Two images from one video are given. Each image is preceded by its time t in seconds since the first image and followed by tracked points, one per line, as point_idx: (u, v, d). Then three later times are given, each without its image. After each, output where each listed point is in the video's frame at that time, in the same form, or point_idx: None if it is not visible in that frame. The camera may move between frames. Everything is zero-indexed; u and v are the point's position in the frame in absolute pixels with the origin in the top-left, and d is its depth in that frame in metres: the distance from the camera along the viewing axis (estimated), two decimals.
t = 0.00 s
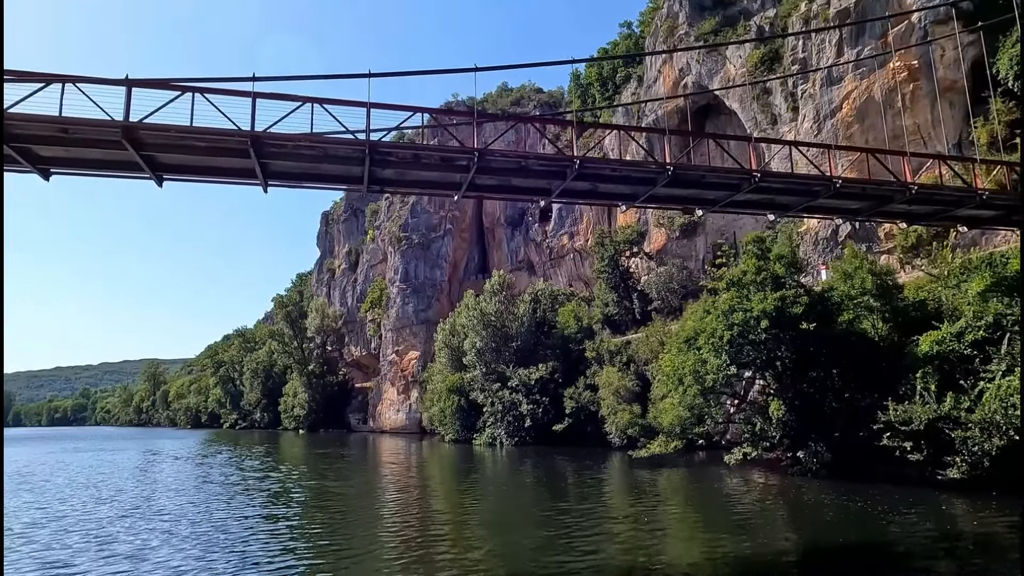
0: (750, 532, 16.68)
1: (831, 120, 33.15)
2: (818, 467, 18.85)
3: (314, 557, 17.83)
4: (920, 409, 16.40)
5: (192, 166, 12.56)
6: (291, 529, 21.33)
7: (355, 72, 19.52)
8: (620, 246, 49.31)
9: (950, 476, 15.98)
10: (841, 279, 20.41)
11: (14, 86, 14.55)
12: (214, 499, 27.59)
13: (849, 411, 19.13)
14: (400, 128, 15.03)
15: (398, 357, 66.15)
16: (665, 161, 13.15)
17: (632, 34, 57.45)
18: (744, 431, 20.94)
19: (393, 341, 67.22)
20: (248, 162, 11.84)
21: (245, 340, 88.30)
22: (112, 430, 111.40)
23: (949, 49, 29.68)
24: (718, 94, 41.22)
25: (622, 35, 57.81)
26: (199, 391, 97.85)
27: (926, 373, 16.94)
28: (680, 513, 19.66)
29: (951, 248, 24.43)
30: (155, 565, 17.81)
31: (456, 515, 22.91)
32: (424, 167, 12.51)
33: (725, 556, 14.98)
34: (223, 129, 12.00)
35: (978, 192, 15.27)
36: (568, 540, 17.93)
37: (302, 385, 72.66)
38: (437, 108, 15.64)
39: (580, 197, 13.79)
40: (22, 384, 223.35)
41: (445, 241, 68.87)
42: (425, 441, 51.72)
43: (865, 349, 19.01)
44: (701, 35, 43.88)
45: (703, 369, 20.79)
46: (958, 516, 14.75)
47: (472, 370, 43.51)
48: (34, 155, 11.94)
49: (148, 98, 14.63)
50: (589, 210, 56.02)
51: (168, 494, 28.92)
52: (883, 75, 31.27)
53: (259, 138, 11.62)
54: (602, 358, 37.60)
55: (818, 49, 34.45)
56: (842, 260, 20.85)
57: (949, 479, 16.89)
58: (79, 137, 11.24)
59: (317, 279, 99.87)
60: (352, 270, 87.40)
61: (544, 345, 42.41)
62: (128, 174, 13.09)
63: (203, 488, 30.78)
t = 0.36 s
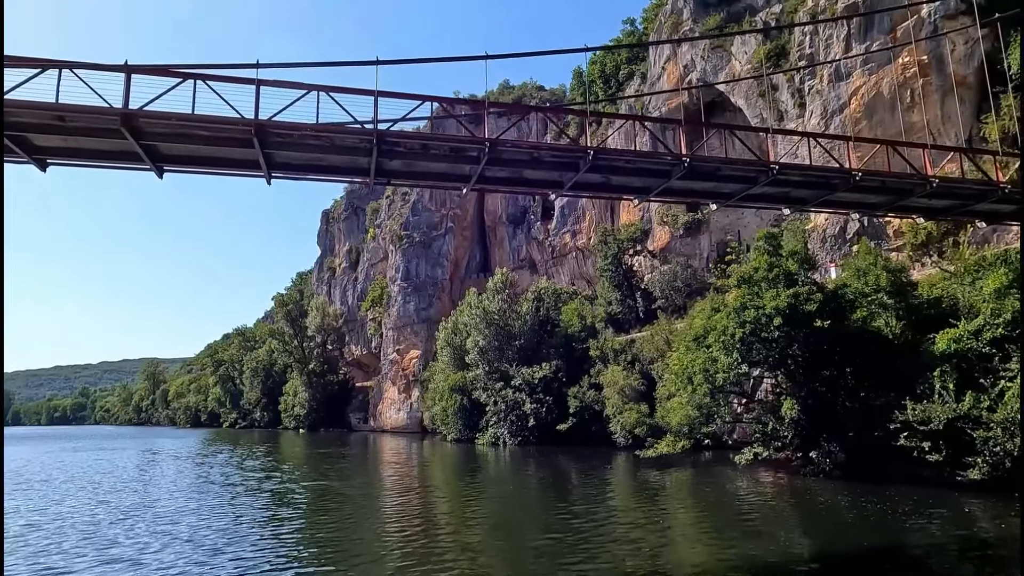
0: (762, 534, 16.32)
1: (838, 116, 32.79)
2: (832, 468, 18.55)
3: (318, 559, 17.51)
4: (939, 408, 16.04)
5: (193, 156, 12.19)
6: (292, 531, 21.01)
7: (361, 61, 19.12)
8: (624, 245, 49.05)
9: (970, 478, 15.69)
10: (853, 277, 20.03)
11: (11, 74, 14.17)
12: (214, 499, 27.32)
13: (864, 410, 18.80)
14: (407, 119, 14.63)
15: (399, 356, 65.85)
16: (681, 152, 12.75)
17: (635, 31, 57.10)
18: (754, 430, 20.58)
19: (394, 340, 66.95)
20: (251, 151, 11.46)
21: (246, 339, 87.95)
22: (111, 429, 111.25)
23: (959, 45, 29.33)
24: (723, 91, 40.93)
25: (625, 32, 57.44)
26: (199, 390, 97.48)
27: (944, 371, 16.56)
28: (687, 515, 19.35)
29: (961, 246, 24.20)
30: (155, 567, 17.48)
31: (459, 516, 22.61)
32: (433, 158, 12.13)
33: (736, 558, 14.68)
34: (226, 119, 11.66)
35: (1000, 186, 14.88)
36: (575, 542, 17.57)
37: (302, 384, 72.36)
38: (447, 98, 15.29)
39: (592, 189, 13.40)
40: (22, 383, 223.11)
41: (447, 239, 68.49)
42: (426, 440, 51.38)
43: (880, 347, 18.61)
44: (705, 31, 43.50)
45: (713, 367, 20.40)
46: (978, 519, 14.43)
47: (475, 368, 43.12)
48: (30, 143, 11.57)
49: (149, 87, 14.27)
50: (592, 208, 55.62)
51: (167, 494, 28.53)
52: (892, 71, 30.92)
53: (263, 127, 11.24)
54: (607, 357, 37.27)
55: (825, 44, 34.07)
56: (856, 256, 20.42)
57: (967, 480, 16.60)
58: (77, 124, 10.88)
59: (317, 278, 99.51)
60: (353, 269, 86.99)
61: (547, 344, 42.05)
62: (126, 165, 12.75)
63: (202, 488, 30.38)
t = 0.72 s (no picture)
0: (778, 537, 15.92)
1: (849, 111, 32.33)
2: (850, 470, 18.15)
3: (323, 561, 17.17)
4: (964, 408, 15.63)
5: (195, 144, 11.76)
6: (294, 531, 20.61)
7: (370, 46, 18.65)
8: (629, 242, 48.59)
9: (997, 480, 15.37)
10: (871, 273, 19.57)
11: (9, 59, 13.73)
12: (216, 498, 26.95)
13: (883, 410, 18.38)
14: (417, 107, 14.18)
15: (401, 355, 65.50)
16: (703, 143, 12.28)
17: (640, 27, 56.56)
18: (768, 430, 20.18)
19: (395, 338, 66.78)
20: (256, 139, 11.02)
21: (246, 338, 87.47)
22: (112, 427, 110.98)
23: (973, 38, 28.77)
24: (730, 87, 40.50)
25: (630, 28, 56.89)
26: (199, 388, 97.01)
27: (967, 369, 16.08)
28: (698, 517, 18.97)
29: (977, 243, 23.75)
30: (156, 568, 17.14)
31: (465, 517, 22.24)
32: (447, 147, 11.69)
33: (752, 562, 14.29)
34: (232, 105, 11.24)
35: None
36: (584, 545, 17.16)
37: (303, 382, 71.97)
38: (459, 83, 14.83)
39: (609, 180, 12.96)
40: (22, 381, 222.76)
41: (449, 237, 68.03)
42: (429, 439, 50.93)
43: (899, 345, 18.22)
44: (712, 26, 42.99)
45: (727, 366, 19.96)
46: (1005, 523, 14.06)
47: (479, 367, 42.69)
48: (26, 129, 11.14)
49: (151, 73, 13.84)
50: (596, 205, 55.11)
51: (166, 493, 28.09)
52: (903, 66, 30.44)
53: (268, 112, 10.79)
54: (613, 355, 36.82)
55: (836, 38, 33.55)
56: (874, 252, 19.99)
57: (992, 482, 16.25)
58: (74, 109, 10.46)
59: (318, 276, 99.02)
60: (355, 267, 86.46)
61: (552, 342, 41.60)
62: (126, 153, 12.34)
63: (202, 488, 29.92)
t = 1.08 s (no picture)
0: (792, 540, 15.58)
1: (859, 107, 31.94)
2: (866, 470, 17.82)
3: (328, 561, 16.88)
4: (988, 408, 15.26)
5: (199, 133, 11.46)
6: (298, 531, 20.27)
7: (378, 33, 18.25)
8: (634, 241, 48.19)
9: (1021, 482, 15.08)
10: (888, 269, 19.21)
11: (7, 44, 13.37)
12: (218, 498, 26.67)
13: (900, 409, 18.03)
14: (426, 96, 13.81)
15: (403, 354, 65.21)
16: (724, 133, 11.87)
17: (644, 24, 56.15)
18: (779, 430, 19.83)
19: (397, 337, 66.52)
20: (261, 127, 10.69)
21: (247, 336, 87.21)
22: (113, 426, 110.73)
23: (986, 32, 28.24)
24: (736, 84, 40.08)
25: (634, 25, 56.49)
26: (200, 387, 96.65)
27: (990, 367, 15.71)
28: (709, 518, 18.64)
29: (989, 240, 23.46)
30: (158, 568, 16.87)
31: (470, 518, 21.93)
32: (459, 137, 11.31)
33: (766, 565, 13.98)
34: (236, 93, 10.90)
35: None
36: (592, 547, 16.82)
37: (305, 381, 71.67)
38: (469, 72, 14.44)
39: (624, 173, 12.60)
40: (21, 380, 222.61)
41: (452, 235, 67.61)
42: (431, 438, 50.59)
43: (917, 343, 17.88)
44: (718, 22, 42.62)
45: (739, 364, 19.57)
46: None
47: (482, 365, 42.31)
48: (24, 116, 10.80)
49: (153, 62, 13.50)
50: (600, 203, 54.64)
51: (167, 492, 27.74)
52: (914, 61, 30.03)
53: (275, 100, 10.46)
54: (618, 354, 36.51)
55: (845, 33, 33.14)
56: (890, 248, 19.62)
57: (1014, 483, 15.95)
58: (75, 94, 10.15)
59: (320, 275, 98.60)
60: (357, 265, 85.88)
61: (556, 340, 41.24)
62: (127, 142, 11.99)
63: (202, 487, 29.57)
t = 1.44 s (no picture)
0: (809, 542, 15.20)
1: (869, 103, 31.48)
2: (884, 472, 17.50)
3: (332, 562, 16.53)
4: (1014, 407, 14.86)
5: (202, 120, 11.11)
6: (300, 532, 19.87)
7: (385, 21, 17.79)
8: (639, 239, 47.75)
9: None
10: (906, 266, 18.81)
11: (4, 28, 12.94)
12: (220, 497, 26.34)
13: (918, 410, 17.73)
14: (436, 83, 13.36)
15: (405, 353, 64.82)
16: (747, 122, 11.48)
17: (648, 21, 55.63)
18: (793, 430, 19.41)
19: (399, 336, 66.13)
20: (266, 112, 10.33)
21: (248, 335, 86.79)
22: (113, 425, 110.34)
23: (998, 27, 27.89)
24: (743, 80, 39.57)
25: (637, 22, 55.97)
26: (200, 386, 96.22)
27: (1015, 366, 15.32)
28: (720, 519, 18.27)
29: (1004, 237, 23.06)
30: (158, 568, 16.50)
31: (476, 518, 21.57)
32: (472, 125, 10.95)
33: (784, 568, 13.59)
34: (241, 77, 10.53)
35: None
36: (602, 549, 16.44)
37: (305, 380, 71.28)
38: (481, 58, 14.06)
39: (641, 163, 12.18)
40: (21, 379, 222.16)
41: (454, 234, 67.27)
42: (434, 438, 50.17)
43: (937, 341, 17.49)
44: (725, 18, 42.13)
45: (752, 362, 19.13)
46: None
47: (486, 364, 41.86)
48: (20, 101, 10.45)
49: (154, 49, 13.12)
50: (604, 200, 54.17)
51: (167, 492, 27.35)
52: (926, 56, 29.55)
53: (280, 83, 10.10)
54: (624, 353, 36.11)
55: (854, 28, 32.67)
56: (908, 245, 19.29)
57: None
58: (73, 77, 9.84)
59: (320, 274, 98.17)
60: (358, 264, 85.31)
61: (561, 339, 40.82)
62: (126, 129, 11.59)
63: (203, 486, 29.17)
